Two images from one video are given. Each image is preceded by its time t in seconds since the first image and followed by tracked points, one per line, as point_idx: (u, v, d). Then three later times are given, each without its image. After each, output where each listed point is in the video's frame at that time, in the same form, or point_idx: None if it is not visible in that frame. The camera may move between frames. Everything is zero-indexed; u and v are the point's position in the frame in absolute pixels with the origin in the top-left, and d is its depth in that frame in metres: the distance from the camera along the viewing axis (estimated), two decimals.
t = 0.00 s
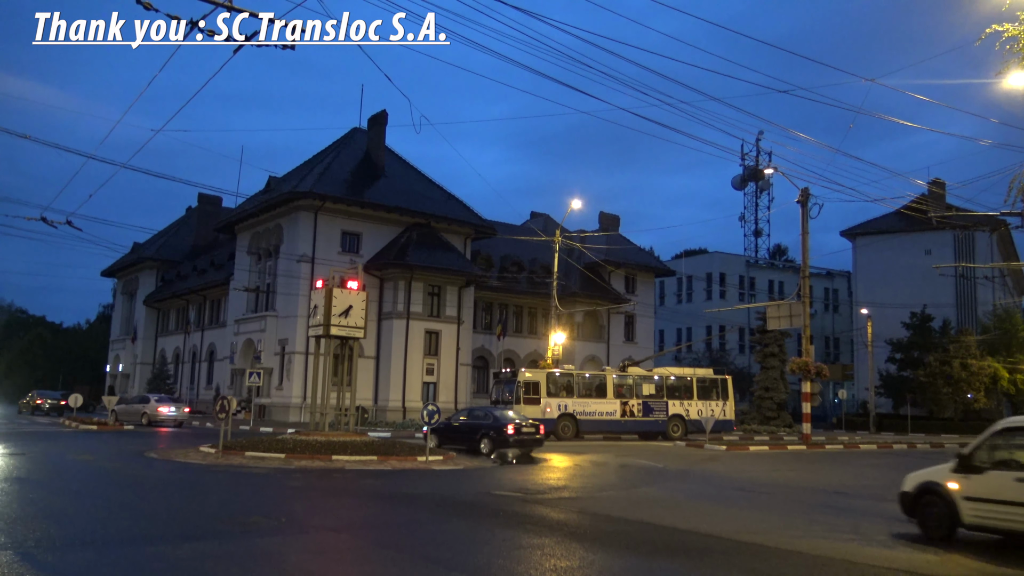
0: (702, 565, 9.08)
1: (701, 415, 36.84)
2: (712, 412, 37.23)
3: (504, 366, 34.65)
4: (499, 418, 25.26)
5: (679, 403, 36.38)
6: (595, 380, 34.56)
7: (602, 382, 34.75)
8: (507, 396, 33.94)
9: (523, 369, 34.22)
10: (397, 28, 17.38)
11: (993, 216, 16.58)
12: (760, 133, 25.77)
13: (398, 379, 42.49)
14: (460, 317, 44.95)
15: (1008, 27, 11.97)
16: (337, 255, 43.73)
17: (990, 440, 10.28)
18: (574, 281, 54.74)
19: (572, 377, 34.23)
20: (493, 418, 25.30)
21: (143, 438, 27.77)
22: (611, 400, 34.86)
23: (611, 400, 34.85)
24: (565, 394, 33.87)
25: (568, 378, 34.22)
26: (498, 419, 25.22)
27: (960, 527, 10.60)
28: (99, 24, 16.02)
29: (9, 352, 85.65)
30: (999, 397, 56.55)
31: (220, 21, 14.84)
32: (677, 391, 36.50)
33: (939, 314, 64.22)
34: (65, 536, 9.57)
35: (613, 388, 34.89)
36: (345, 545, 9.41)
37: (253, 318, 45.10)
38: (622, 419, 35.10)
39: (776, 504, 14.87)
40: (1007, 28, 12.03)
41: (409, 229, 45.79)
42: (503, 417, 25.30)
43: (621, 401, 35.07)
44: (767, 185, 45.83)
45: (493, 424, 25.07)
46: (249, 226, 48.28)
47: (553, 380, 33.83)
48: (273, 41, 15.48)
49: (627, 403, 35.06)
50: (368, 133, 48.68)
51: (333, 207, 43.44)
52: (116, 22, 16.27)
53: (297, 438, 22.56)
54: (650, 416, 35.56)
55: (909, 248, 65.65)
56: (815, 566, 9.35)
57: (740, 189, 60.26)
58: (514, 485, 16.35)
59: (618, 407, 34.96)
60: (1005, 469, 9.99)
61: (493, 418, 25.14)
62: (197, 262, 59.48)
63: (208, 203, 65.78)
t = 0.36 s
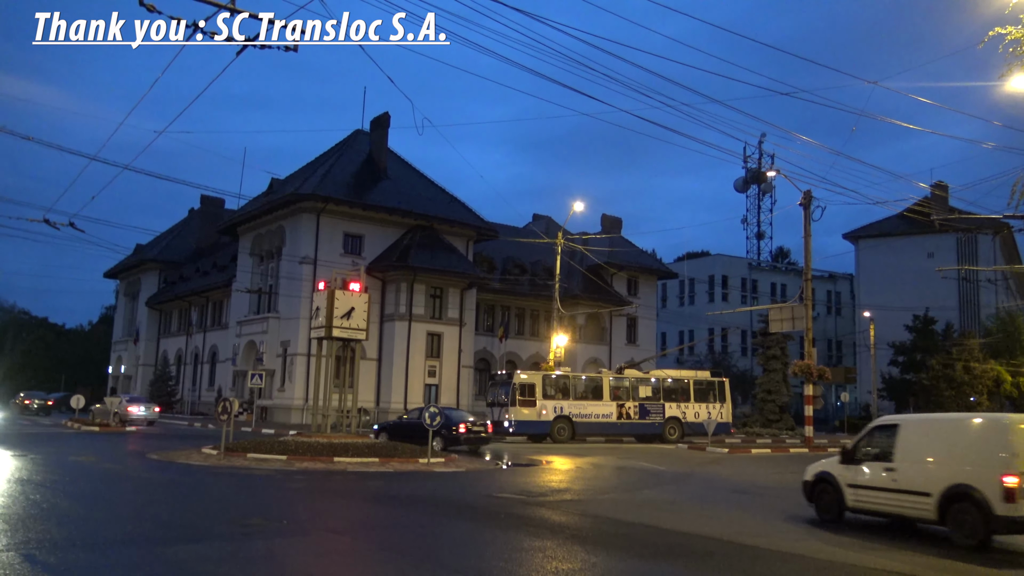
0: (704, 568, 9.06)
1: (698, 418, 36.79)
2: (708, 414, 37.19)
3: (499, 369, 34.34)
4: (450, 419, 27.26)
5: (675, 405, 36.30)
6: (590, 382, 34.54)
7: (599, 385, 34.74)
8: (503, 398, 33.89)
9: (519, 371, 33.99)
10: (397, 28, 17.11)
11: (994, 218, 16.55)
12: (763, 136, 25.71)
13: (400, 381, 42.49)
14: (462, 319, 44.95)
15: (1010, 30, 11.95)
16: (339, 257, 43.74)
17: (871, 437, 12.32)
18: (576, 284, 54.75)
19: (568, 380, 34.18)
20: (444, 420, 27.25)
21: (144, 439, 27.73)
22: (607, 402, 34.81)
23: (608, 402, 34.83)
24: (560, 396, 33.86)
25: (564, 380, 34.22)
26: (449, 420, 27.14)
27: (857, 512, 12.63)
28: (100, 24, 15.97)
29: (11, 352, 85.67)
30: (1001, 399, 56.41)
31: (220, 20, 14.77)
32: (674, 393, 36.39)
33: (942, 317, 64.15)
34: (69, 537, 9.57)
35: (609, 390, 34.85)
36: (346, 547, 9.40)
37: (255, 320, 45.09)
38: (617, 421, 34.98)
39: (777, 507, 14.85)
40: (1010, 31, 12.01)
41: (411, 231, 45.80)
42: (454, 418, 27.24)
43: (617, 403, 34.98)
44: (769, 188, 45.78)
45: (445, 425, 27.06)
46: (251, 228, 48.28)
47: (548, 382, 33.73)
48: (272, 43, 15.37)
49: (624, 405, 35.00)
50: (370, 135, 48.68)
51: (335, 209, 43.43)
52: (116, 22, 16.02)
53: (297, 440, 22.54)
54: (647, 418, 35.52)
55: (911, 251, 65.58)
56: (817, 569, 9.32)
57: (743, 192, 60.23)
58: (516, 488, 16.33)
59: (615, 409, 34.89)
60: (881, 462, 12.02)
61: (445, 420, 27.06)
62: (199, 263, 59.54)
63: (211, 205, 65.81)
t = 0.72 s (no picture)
0: (708, 569, 9.04)
1: (697, 418, 36.73)
2: (707, 415, 37.13)
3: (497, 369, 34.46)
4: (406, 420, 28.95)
5: (675, 405, 36.25)
6: (590, 382, 34.50)
7: (597, 385, 34.69)
8: (501, 399, 33.99)
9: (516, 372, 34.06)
10: (398, 27, 16.92)
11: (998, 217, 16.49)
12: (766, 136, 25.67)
13: (403, 382, 42.54)
14: (465, 320, 44.97)
15: (1014, 29, 11.91)
16: (342, 257, 43.77)
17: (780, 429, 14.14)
18: (580, 284, 54.74)
19: (566, 380, 34.21)
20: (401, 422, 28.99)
21: (148, 440, 27.77)
22: (606, 402, 34.78)
23: (607, 402, 34.78)
24: (559, 396, 33.89)
25: (563, 381, 34.24)
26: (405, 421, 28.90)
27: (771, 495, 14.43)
28: (99, 24, 15.88)
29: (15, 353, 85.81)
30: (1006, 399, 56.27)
31: (220, 20, 14.73)
32: (673, 393, 36.35)
33: (946, 318, 64.05)
34: (72, 538, 9.58)
35: (608, 390, 34.82)
36: (350, 548, 9.39)
37: (259, 321, 45.12)
38: (617, 421, 34.92)
39: (780, 507, 14.83)
40: (1014, 31, 11.98)
41: (414, 231, 45.84)
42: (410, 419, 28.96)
43: (616, 404, 34.94)
44: (773, 188, 45.71)
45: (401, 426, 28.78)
46: (255, 229, 48.32)
47: (546, 383, 33.74)
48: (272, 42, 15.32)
49: (622, 405, 34.96)
50: (373, 136, 48.72)
51: (338, 209, 43.46)
52: (116, 21, 15.93)
53: (300, 440, 22.58)
54: (646, 418, 35.50)
55: (915, 251, 65.50)
56: (820, 570, 9.32)
57: (746, 192, 60.16)
58: (519, 488, 16.32)
59: (614, 410, 34.85)
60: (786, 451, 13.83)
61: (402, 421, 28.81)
62: (202, 265, 59.62)
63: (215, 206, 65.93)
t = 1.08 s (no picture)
0: (714, 569, 8.99)
1: (700, 418, 36.64)
2: (710, 414, 37.04)
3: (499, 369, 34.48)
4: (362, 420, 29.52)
5: (677, 405, 36.19)
6: (592, 382, 34.48)
7: (600, 384, 34.68)
8: (503, 398, 34.02)
9: (518, 372, 34.08)
10: (398, 27, 16.74)
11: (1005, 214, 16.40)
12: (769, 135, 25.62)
13: (408, 382, 42.55)
14: (469, 320, 44.97)
15: (1019, 25, 11.83)
16: (347, 258, 43.82)
17: (714, 423, 16.09)
18: (584, 284, 54.72)
19: (569, 380, 34.17)
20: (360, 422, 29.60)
21: (153, 442, 27.80)
22: (609, 402, 34.75)
23: (609, 402, 34.75)
24: (562, 396, 33.84)
25: (565, 380, 34.23)
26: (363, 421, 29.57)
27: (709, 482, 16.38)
28: (100, 24, 15.85)
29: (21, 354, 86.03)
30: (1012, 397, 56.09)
31: (220, 20, 14.68)
32: (676, 393, 36.28)
33: (952, 316, 63.88)
34: (79, 539, 9.60)
35: (611, 390, 34.81)
36: (355, 548, 9.37)
37: (264, 322, 45.18)
38: (619, 421, 34.87)
39: (785, 506, 14.80)
40: (1018, 26, 11.90)
41: (418, 232, 45.88)
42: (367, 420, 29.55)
43: (619, 403, 34.91)
44: (777, 187, 45.58)
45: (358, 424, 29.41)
46: (259, 230, 48.39)
47: (549, 383, 33.71)
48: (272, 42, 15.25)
49: (625, 405, 34.90)
50: (377, 137, 48.78)
51: (342, 210, 43.51)
52: (116, 22, 15.91)
53: (304, 441, 22.62)
54: (649, 418, 35.43)
55: (921, 249, 65.31)
56: (828, 569, 9.26)
57: (751, 191, 60.01)
58: (525, 488, 16.29)
59: (616, 409, 34.80)
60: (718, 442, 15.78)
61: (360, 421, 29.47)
62: (207, 266, 59.76)
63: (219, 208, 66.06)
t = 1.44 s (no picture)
0: (718, 569, 8.96)
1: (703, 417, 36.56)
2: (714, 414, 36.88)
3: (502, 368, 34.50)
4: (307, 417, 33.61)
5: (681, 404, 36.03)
6: (595, 381, 34.48)
7: (603, 384, 34.68)
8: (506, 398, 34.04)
9: (521, 371, 34.11)
10: (398, 27, 17.16)
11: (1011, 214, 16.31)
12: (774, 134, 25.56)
13: (412, 381, 42.56)
14: (474, 320, 44.99)
15: None
16: (351, 257, 43.85)
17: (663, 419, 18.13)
18: (589, 284, 54.68)
19: (572, 380, 34.16)
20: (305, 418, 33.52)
21: (158, 441, 27.84)
22: (612, 401, 34.72)
23: (612, 402, 34.72)
24: (565, 395, 33.79)
25: (568, 380, 34.22)
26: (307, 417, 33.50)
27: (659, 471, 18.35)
28: (100, 24, 16.04)
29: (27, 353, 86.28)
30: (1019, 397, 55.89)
31: (220, 20, 14.73)
32: (679, 393, 36.19)
33: (957, 315, 63.71)
34: (88, 539, 9.58)
35: (613, 390, 34.79)
36: (360, 548, 9.36)
37: (269, 321, 45.24)
38: (621, 421, 34.79)
39: (790, 506, 14.77)
40: None
41: (423, 231, 45.90)
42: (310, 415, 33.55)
43: (622, 403, 34.86)
44: (782, 186, 45.49)
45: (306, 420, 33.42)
46: (264, 229, 48.44)
47: (552, 382, 33.72)
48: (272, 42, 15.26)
49: (628, 405, 34.84)
50: (381, 136, 48.83)
51: (347, 210, 43.56)
52: (116, 22, 16.06)
53: (309, 440, 22.65)
54: (652, 417, 35.34)
55: (926, 249, 65.13)
56: (832, 568, 9.22)
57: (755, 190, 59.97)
58: (529, 488, 16.27)
59: (619, 409, 34.76)
60: (664, 435, 17.83)
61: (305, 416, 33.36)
62: (212, 265, 59.88)
63: (224, 207, 66.15)
